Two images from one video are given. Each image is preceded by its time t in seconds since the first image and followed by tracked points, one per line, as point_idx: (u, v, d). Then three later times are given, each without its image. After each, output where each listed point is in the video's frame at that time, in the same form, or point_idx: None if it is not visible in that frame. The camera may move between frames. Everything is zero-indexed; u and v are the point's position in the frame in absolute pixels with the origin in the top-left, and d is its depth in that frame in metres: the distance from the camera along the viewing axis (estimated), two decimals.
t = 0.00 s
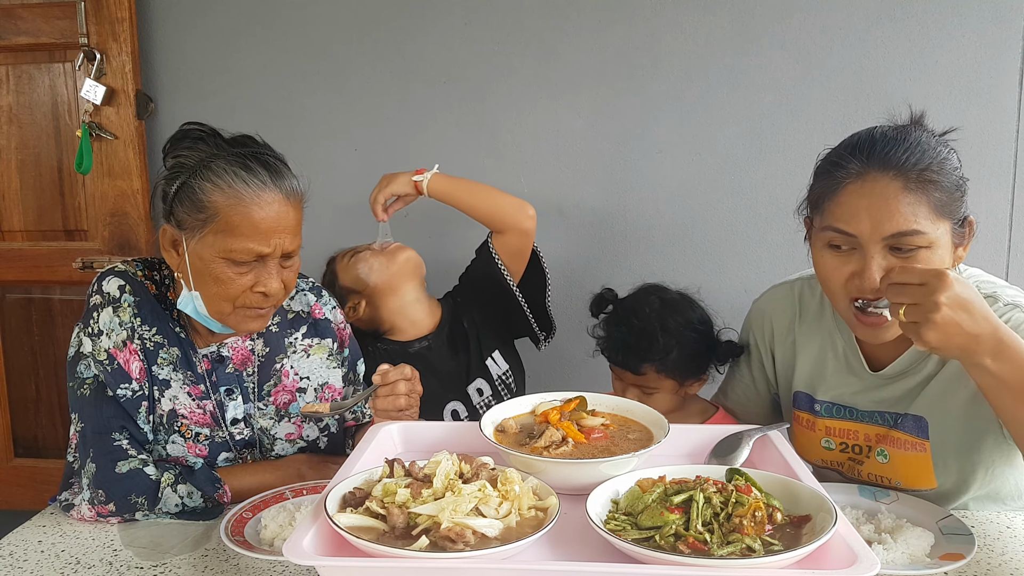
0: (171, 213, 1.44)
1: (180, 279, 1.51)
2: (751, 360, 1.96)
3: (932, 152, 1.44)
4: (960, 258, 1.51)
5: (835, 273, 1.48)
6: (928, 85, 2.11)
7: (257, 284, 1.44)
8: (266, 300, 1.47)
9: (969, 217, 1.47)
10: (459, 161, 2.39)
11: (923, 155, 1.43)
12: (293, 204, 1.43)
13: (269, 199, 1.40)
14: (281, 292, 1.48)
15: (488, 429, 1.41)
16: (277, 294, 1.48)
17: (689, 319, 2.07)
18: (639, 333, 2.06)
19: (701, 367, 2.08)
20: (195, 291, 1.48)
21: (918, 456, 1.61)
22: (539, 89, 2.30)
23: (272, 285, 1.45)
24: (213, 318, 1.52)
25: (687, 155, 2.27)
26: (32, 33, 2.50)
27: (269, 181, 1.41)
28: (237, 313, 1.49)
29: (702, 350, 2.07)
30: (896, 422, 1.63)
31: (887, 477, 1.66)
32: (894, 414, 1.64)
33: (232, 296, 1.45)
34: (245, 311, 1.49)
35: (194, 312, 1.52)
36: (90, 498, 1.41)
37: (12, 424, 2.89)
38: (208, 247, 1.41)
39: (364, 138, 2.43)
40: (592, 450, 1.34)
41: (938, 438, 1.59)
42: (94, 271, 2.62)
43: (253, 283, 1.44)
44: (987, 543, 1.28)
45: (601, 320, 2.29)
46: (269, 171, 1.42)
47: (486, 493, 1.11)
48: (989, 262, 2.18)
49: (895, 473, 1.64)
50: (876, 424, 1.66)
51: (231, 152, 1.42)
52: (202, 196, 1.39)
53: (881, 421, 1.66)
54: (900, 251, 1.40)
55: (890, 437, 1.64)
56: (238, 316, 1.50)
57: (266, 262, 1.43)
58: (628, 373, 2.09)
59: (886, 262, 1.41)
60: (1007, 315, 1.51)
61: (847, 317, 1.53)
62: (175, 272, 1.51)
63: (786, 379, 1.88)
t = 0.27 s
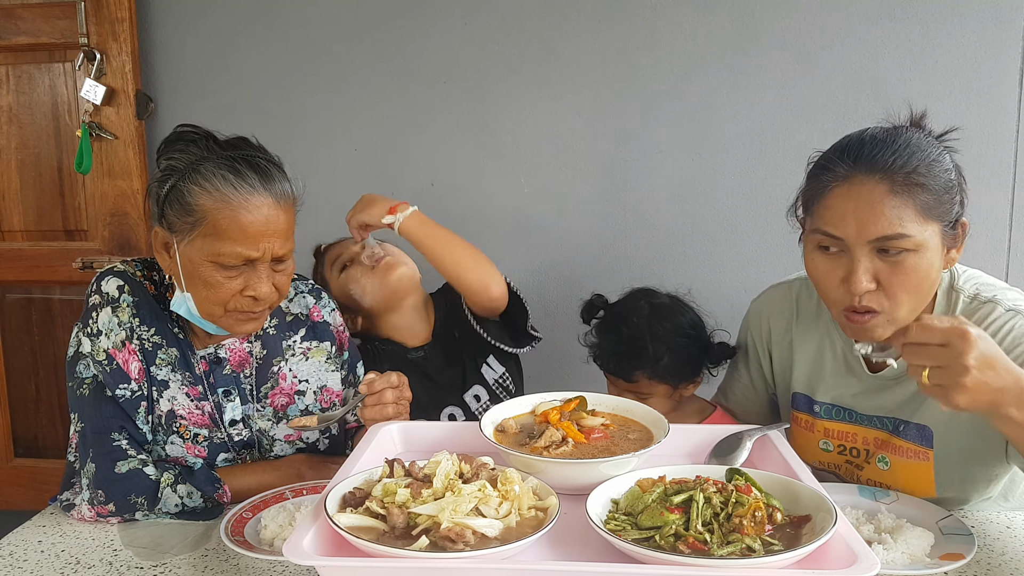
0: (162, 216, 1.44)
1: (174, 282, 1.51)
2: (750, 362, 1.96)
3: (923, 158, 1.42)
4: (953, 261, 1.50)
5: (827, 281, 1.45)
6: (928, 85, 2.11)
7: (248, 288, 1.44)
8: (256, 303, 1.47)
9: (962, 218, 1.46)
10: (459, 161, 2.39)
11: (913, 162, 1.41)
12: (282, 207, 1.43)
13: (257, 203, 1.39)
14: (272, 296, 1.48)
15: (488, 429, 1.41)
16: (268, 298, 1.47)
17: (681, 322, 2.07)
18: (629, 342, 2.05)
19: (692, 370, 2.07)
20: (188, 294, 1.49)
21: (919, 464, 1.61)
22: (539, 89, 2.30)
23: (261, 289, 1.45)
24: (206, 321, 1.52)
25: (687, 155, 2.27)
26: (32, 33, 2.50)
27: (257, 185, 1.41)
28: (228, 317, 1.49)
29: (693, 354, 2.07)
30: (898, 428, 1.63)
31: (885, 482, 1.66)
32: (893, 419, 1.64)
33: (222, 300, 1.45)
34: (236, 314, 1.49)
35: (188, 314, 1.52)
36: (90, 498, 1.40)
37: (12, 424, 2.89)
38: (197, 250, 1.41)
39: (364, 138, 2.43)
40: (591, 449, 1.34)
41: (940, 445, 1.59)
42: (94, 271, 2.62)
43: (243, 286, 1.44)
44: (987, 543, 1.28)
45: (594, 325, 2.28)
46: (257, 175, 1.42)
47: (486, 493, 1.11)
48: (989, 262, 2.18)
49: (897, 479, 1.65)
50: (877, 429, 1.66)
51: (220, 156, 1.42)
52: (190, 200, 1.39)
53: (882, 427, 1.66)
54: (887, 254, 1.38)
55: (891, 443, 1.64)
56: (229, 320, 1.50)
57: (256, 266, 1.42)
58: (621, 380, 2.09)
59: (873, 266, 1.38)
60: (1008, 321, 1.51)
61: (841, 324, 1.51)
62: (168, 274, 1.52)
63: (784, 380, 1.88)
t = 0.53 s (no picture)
0: (168, 216, 1.44)
1: (179, 282, 1.51)
2: (750, 358, 1.95)
3: (905, 144, 1.46)
4: (945, 248, 1.51)
5: (815, 266, 1.49)
6: (928, 85, 2.11)
7: (254, 287, 1.44)
8: (263, 303, 1.47)
9: (951, 206, 1.49)
10: (459, 161, 2.39)
11: (895, 145, 1.45)
12: (288, 206, 1.43)
13: (264, 203, 1.39)
14: (279, 295, 1.48)
15: (488, 429, 1.41)
16: (274, 297, 1.47)
17: (672, 323, 2.05)
18: (621, 346, 2.05)
19: (686, 371, 2.07)
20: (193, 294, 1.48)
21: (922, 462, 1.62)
22: (539, 89, 2.30)
23: (268, 288, 1.45)
24: (212, 321, 1.52)
25: (687, 155, 2.27)
26: (32, 33, 2.50)
27: (262, 185, 1.41)
28: (235, 317, 1.49)
29: (687, 356, 2.06)
30: (904, 427, 1.64)
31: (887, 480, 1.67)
32: (897, 417, 1.65)
33: (229, 300, 1.45)
34: (242, 315, 1.48)
35: (194, 314, 1.52)
36: (90, 498, 1.40)
37: (12, 424, 2.89)
38: (204, 250, 1.41)
39: (364, 139, 2.43)
40: (592, 450, 1.34)
41: (946, 441, 1.62)
42: (94, 271, 2.62)
43: (250, 286, 1.44)
44: (987, 543, 1.28)
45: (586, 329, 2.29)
46: (263, 174, 1.42)
47: (486, 493, 1.11)
48: (988, 262, 2.18)
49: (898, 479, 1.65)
50: (879, 425, 1.68)
51: (225, 155, 1.42)
52: (197, 200, 1.39)
53: (886, 424, 1.67)
54: (871, 238, 1.42)
55: (895, 440, 1.65)
56: (236, 320, 1.49)
57: (262, 265, 1.42)
58: (616, 385, 2.08)
59: (857, 250, 1.42)
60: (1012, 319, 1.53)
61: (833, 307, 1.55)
62: (174, 274, 1.51)
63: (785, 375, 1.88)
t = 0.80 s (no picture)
0: (164, 218, 1.44)
1: (174, 283, 1.51)
2: (755, 349, 1.99)
3: (899, 128, 1.56)
4: (940, 232, 1.62)
5: (811, 243, 1.60)
6: (929, 85, 2.11)
7: (250, 290, 1.44)
8: (258, 305, 1.48)
9: (945, 190, 1.58)
10: (459, 161, 2.39)
11: (888, 128, 1.55)
12: (284, 209, 1.43)
13: (261, 206, 1.39)
14: (273, 297, 1.49)
15: (488, 429, 1.41)
16: (269, 299, 1.48)
17: (671, 326, 2.05)
18: (618, 349, 2.05)
19: (685, 374, 2.07)
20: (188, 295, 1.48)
21: (925, 447, 1.65)
22: (539, 89, 2.30)
23: (263, 291, 1.45)
24: (207, 322, 1.52)
25: (687, 155, 2.27)
26: (32, 33, 2.50)
27: (260, 187, 1.41)
28: (230, 319, 1.49)
29: (685, 359, 2.06)
30: (906, 413, 1.67)
31: (891, 466, 1.69)
32: (898, 403, 1.69)
33: (224, 302, 1.45)
34: (237, 317, 1.49)
35: (187, 316, 1.51)
36: (89, 499, 1.41)
37: (12, 423, 2.89)
38: (199, 252, 1.41)
39: (364, 139, 2.43)
40: (591, 449, 1.34)
41: (947, 427, 1.65)
42: (94, 271, 2.62)
43: (245, 288, 1.44)
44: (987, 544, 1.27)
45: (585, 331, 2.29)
46: (260, 177, 1.42)
47: (486, 493, 1.11)
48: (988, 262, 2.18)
49: (901, 464, 1.68)
50: (881, 411, 1.71)
51: (223, 157, 1.42)
52: (194, 203, 1.39)
53: (887, 409, 1.70)
54: (865, 216, 1.53)
55: (898, 426, 1.68)
56: (231, 322, 1.50)
57: (258, 267, 1.42)
58: (616, 387, 2.09)
59: (851, 227, 1.53)
60: (1011, 305, 1.57)
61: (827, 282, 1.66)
62: (169, 275, 1.51)
63: (788, 364, 1.92)
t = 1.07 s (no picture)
0: (165, 218, 1.44)
1: (177, 284, 1.51)
2: (758, 342, 2.03)
3: (897, 120, 1.61)
4: (936, 221, 1.66)
5: (813, 231, 1.65)
6: (929, 85, 2.11)
7: (253, 288, 1.44)
8: (262, 304, 1.47)
9: (941, 180, 1.62)
10: (459, 161, 2.39)
11: (884, 119, 1.60)
12: (285, 206, 1.43)
13: (261, 204, 1.40)
14: (277, 295, 1.48)
15: (488, 429, 1.41)
16: (273, 297, 1.47)
17: (676, 326, 2.05)
18: (624, 351, 2.06)
19: (690, 375, 2.07)
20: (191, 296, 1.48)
21: (921, 434, 1.70)
22: (539, 89, 2.30)
23: (267, 289, 1.44)
24: (210, 322, 1.52)
25: (687, 155, 2.27)
26: (32, 33, 2.50)
27: (260, 186, 1.41)
28: (235, 319, 1.48)
29: (690, 359, 2.06)
30: (902, 399, 1.72)
31: (888, 453, 1.74)
32: (894, 390, 1.74)
33: (228, 302, 1.45)
34: (241, 316, 1.48)
35: (191, 316, 1.51)
36: (90, 498, 1.40)
37: (12, 424, 2.89)
38: (201, 252, 1.41)
39: (364, 139, 2.43)
40: (592, 449, 1.34)
41: (942, 413, 1.70)
42: (94, 271, 2.62)
43: (247, 287, 1.43)
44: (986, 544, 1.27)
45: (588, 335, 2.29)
46: (260, 175, 1.42)
47: (486, 493, 1.11)
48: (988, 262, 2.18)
49: (898, 450, 1.73)
50: (878, 399, 1.76)
51: (223, 156, 1.43)
52: (194, 202, 1.39)
53: (884, 397, 1.75)
54: (863, 202, 1.57)
55: (895, 414, 1.73)
56: (236, 321, 1.49)
57: (260, 266, 1.42)
58: (620, 388, 2.10)
59: (849, 214, 1.58)
60: (1005, 295, 1.63)
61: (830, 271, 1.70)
62: (172, 276, 1.51)
63: (791, 353, 1.96)
